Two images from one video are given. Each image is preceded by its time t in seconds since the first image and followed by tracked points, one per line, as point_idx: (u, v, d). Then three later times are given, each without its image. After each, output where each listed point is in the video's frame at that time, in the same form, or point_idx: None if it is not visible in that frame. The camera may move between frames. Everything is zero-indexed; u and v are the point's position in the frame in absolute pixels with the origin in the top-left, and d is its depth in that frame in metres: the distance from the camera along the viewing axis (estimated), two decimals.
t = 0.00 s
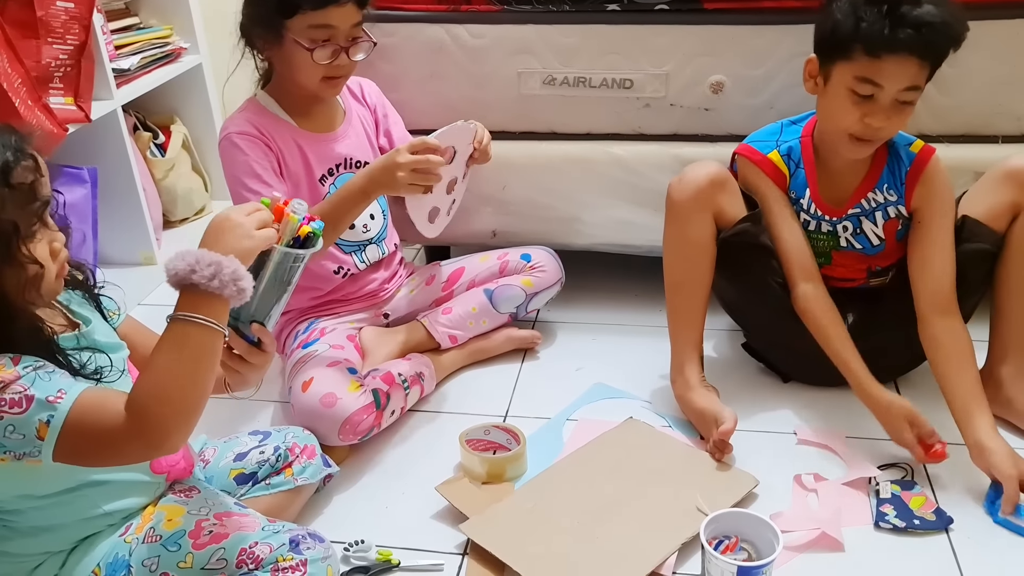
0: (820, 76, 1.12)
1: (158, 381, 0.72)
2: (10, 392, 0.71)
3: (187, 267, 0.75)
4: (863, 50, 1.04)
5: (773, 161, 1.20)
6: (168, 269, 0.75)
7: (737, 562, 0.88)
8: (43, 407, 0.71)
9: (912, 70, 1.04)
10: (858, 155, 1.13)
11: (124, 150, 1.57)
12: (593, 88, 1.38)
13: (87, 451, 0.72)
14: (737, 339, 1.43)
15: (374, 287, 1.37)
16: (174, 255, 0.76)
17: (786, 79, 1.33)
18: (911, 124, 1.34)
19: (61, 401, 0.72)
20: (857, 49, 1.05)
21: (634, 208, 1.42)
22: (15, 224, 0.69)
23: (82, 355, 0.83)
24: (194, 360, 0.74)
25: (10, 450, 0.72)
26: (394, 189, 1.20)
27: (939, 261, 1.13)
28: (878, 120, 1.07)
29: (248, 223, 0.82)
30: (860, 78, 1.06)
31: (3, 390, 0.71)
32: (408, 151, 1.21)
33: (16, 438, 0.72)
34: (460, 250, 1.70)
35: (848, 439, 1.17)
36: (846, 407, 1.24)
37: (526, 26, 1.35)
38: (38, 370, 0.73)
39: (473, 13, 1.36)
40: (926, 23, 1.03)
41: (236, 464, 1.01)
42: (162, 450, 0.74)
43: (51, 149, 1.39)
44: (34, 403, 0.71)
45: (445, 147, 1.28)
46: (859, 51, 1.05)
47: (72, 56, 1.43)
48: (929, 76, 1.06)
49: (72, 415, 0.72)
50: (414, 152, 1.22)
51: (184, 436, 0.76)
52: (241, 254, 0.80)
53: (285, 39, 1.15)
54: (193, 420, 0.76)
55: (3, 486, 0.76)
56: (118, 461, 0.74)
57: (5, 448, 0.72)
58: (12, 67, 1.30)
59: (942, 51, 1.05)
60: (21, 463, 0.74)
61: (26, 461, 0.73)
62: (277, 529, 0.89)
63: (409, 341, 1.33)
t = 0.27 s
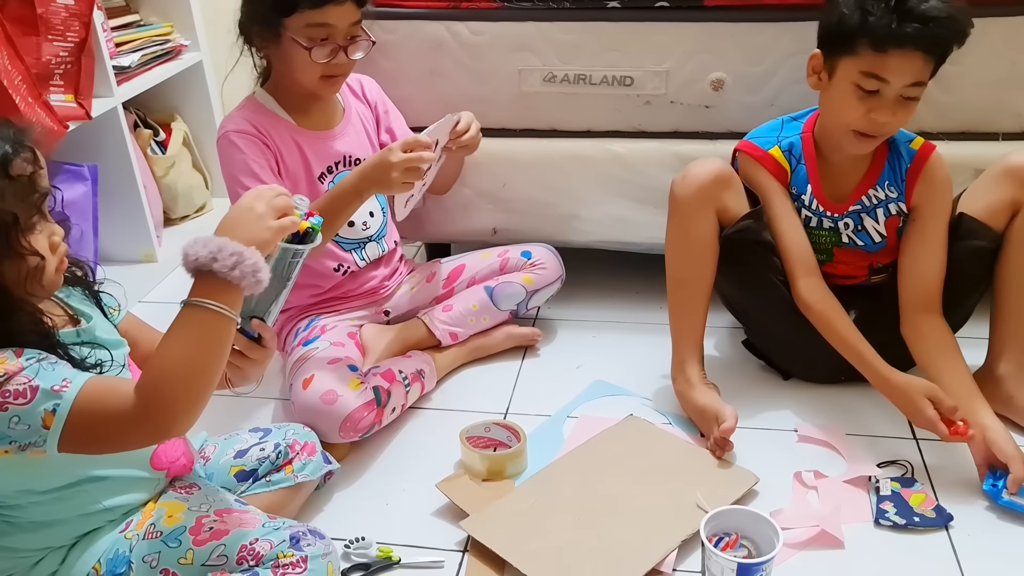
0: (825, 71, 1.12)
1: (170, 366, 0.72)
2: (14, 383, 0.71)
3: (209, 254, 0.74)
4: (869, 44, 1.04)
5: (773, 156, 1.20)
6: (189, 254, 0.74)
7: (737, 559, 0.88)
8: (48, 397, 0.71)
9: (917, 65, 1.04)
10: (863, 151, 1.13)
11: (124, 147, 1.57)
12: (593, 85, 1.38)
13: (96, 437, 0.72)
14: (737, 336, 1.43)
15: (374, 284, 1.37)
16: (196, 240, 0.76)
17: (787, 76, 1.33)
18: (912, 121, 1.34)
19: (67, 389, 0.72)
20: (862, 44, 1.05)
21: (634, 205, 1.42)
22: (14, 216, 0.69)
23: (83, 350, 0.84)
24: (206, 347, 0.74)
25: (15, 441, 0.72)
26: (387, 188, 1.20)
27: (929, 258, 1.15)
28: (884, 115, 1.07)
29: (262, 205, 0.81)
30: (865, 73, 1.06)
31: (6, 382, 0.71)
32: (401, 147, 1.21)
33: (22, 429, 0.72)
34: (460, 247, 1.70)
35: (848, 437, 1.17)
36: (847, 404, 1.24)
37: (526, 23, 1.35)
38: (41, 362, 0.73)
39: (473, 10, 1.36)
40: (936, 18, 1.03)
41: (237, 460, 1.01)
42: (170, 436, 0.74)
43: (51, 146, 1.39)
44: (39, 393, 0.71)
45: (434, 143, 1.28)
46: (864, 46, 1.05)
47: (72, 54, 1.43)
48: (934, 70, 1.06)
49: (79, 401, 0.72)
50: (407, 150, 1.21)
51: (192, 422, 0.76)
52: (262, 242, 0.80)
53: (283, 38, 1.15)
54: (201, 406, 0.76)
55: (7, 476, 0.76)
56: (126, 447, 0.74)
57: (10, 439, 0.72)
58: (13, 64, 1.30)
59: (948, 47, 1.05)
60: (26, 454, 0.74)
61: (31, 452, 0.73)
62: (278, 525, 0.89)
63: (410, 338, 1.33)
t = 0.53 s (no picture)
0: (826, 70, 1.12)
1: (179, 349, 0.73)
2: (18, 373, 0.72)
3: (223, 233, 0.75)
4: (869, 44, 1.04)
5: (775, 155, 1.21)
6: (202, 233, 0.75)
7: (737, 557, 0.88)
8: (53, 384, 0.72)
9: (918, 67, 1.04)
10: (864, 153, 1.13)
11: (125, 147, 1.58)
12: (593, 85, 1.38)
13: (104, 419, 0.73)
14: (737, 335, 1.43)
15: (373, 282, 1.37)
16: (209, 219, 0.76)
17: (786, 75, 1.33)
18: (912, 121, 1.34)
19: (72, 376, 0.73)
20: (864, 46, 1.05)
21: (634, 205, 1.43)
22: (13, 209, 0.70)
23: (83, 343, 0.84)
24: (215, 330, 0.74)
25: (22, 431, 0.73)
26: (387, 184, 1.20)
27: (928, 257, 1.15)
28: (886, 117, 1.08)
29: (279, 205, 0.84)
30: (867, 74, 1.06)
31: (11, 373, 0.72)
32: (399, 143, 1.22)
33: (28, 419, 0.73)
34: (460, 246, 1.70)
35: (847, 435, 1.17)
36: (846, 402, 1.24)
37: (526, 22, 1.35)
38: (46, 353, 0.74)
39: (473, 9, 1.36)
40: (938, 21, 1.03)
41: (238, 459, 1.02)
42: (177, 417, 0.75)
43: (53, 145, 1.39)
44: (43, 382, 0.72)
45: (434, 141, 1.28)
46: (864, 47, 1.05)
47: (74, 53, 1.44)
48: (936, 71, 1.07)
49: (87, 386, 0.73)
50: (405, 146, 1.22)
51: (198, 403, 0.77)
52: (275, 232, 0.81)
53: (279, 39, 1.15)
54: (208, 386, 0.76)
55: (11, 473, 0.76)
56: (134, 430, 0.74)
57: (16, 430, 0.73)
58: (14, 64, 1.30)
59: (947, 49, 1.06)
60: (32, 446, 0.75)
61: (36, 443, 0.74)
62: (279, 524, 0.90)
63: (410, 337, 1.33)
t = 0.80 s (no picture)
0: (828, 54, 1.15)
1: (173, 343, 0.73)
2: (14, 369, 0.71)
3: (221, 229, 0.75)
4: (868, 20, 1.07)
5: (782, 147, 1.20)
6: (200, 230, 0.75)
7: (737, 556, 0.88)
8: (48, 381, 0.72)
9: (915, 40, 1.06)
10: (868, 133, 1.14)
11: (125, 145, 1.58)
12: (594, 84, 1.38)
13: (99, 413, 0.73)
14: (737, 334, 1.43)
15: (373, 280, 1.37)
16: (210, 216, 0.77)
17: (788, 74, 1.33)
18: (912, 121, 1.34)
19: (67, 372, 0.72)
20: (861, 21, 1.08)
21: (634, 204, 1.43)
22: (21, 207, 0.70)
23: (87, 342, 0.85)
24: (210, 324, 0.74)
25: (20, 428, 0.73)
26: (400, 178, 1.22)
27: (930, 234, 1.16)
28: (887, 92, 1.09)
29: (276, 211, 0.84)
30: (865, 49, 1.08)
31: (7, 369, 0.71)
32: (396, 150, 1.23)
33: (24, 415, 0.72)
34: (461, 245, 1.70)
35: (847, 435, 1.17)
36: (847, 402, 1.24)
37: (527, 21, 1.35)
38: (43, 350, 0.74)
39: (474, 8, 1.36)
40: None
41: (239, 458, 1.02)
42: (171, 413, 0.74)
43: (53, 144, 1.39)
44: (39, 377, 0.72)
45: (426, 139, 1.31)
46: (863, 23, 1.08)
47: (74, 52, 1.43)
48: (937, 48, 1.08)
49: (84, 382, 0.72)
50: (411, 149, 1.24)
51: (194, 400, 0.76)
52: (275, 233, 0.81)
53: (278, 40, 1.15)
54: (202, 386, 0.76)
55: (12, 470, 0.77)
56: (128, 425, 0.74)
57: (14, 427, 0.73)
58: (14, 62, 1.30)
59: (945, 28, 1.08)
60: (31, 442, 0.75)
61: (34, 439, 0.74)
62: (280, 523, 0.90)
63: (411, 337, 1.33)
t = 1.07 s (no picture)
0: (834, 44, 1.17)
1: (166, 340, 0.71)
2: (9, 361, 0.72)
3: (231, 232, 0.75)
4: (870, 10, 1.09)
5: (784, 144, 1.20)
6: (211, 231, 0.75)
7: (735, 559, 0.89)
8: (40, 373, 0.72)
9: (915, 30, 1.08)
10: (869, 123, 1.15)
11: (127, 143, 1.58)
12: (596, 86, 1.39)
13: (86, 408, 0.72)
14: (737, 336, 1.43)
15: (375, 281, 1.37)
16: (218, 220, 0.76)
17: (790, 78, 1.33)
18: (914, 125, 1.34)
19: (59, 366, 0.72)
20: (864, 12, 1.10)
21: (635, 206, 1.43)
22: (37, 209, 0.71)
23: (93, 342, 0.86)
24: (205, 326, 0.73)
25: (14, 421, 0.73)
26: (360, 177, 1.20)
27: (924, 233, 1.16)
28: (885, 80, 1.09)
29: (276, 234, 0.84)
30: (866, 38, 1.10)
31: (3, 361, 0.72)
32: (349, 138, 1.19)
33: (16, 407, 0.72)
34: (462, 245, 1.71)
35: (846, 439, 1.17)
36: (846, 405, 1.24)
37: (530, 22, 1.35)
38: (38, 343, 0.74)
39: (477, 9, 1.36)
40: None
41: (238, 456, 1.02)
42: (159, 414, 0.73)
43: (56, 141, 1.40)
44: (32, 370, 0.71)
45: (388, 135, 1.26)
46: (866, 14, 1.10)
47: (77, 49, 1.44)
48: (938, 41, 1.09)
49: (75, 377, 0.72)
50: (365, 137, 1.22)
51: (183, 402, 0.75)
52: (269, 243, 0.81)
53: (283, 39, 1.15)
54: (194, 388, 0.74)
55: (14, 464, 0.76)
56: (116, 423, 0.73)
57: (9, 420, 0.73)
58: (18, 59, 1.30)
59: (948, 20, 1.09)
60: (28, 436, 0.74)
61: (30, 433, 0.74)
62: (280, 522, 0.90)
63: (411, 337, 1.33)
